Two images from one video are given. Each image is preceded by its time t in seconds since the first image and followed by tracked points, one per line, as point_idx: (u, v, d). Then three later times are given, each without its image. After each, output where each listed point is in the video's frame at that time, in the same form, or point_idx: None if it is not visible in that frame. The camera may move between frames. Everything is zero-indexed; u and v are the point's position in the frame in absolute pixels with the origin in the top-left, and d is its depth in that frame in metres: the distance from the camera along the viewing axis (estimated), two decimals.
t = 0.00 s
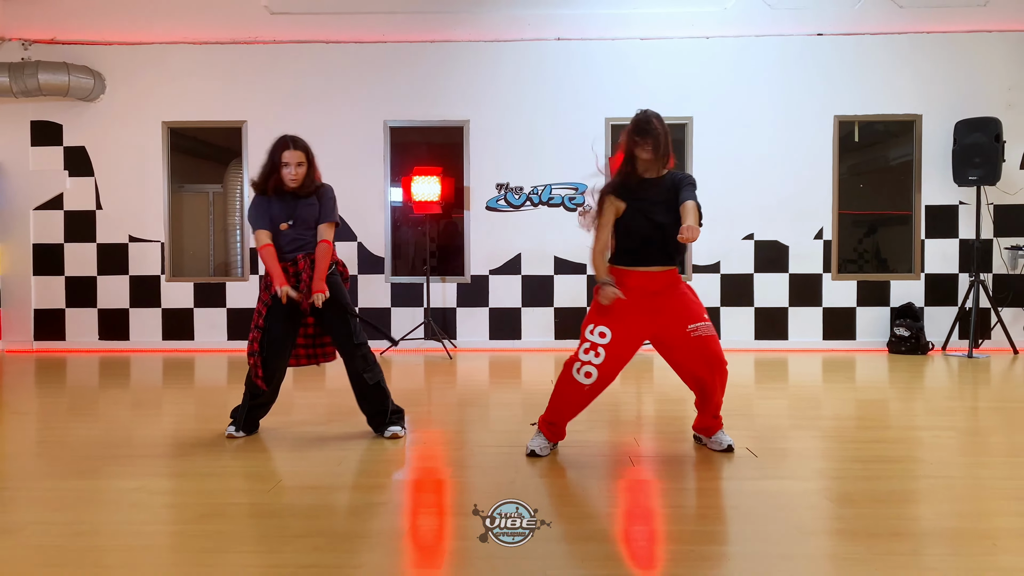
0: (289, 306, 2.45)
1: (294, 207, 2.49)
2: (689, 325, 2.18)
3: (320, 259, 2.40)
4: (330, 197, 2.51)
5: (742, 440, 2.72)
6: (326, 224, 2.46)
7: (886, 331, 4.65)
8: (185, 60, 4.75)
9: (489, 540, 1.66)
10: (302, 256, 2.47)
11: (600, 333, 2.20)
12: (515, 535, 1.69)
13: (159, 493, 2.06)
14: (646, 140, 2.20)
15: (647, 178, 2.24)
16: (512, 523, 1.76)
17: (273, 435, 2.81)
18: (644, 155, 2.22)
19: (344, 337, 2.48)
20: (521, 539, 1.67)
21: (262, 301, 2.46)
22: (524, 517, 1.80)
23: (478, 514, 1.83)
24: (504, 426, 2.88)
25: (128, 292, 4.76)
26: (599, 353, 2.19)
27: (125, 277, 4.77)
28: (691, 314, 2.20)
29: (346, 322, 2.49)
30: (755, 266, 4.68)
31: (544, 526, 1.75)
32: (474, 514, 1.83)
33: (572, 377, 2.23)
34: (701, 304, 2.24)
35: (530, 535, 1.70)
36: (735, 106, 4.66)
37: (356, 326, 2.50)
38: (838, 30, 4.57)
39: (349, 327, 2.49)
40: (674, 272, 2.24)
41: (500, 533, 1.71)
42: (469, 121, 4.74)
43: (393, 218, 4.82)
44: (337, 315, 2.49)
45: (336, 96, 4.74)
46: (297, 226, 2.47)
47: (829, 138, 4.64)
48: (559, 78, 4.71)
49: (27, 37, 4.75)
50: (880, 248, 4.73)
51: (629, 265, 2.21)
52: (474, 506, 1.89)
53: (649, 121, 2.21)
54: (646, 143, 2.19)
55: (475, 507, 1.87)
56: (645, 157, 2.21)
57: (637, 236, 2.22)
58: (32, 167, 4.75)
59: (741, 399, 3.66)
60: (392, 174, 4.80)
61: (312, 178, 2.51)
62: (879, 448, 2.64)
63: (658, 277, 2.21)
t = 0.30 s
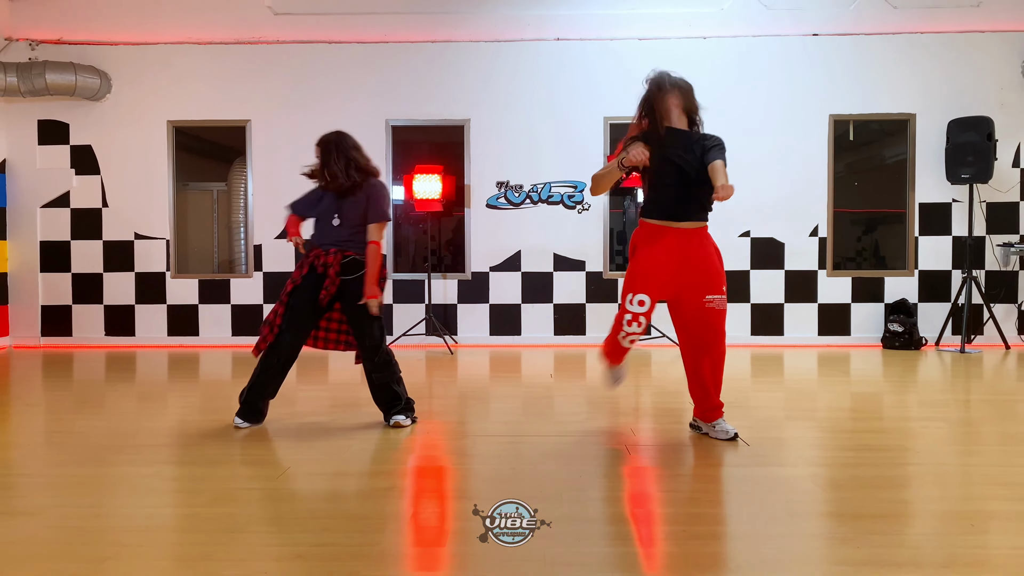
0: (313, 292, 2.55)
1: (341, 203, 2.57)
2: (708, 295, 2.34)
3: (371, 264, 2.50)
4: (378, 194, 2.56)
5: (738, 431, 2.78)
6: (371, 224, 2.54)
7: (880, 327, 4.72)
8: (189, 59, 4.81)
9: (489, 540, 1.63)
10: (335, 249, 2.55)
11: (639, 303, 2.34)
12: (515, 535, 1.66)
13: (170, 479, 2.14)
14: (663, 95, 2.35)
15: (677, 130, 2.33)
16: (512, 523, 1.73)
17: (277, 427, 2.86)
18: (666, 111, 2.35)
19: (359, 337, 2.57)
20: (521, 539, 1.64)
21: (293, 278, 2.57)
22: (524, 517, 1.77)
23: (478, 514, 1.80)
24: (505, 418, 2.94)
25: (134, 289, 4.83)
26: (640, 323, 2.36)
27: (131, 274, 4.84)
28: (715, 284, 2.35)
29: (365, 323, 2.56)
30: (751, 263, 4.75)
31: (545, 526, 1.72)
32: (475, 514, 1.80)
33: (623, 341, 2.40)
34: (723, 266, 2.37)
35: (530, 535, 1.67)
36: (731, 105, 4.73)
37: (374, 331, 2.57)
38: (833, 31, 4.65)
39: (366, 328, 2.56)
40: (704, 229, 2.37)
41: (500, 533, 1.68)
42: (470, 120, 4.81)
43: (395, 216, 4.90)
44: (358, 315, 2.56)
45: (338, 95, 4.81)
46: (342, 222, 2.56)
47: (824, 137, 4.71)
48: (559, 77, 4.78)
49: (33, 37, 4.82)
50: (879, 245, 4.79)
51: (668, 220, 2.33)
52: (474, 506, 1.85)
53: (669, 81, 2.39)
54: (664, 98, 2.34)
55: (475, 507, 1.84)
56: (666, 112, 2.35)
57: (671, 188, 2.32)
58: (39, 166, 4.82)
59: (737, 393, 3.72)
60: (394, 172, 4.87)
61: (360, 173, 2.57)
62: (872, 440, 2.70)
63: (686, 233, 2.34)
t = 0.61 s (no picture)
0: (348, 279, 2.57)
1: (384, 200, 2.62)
2: (699, 299, 2.41)
3: (410, 257, 2.58)
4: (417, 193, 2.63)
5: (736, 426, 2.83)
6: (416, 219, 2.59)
7: (876, 323, 4.77)
8: (193, 59, 4.86)
9: (489, 540, 1.62)
10: (375, 241, 2.58)
11: (641, 297, 2.48)
12: (515, 535, 1.65)
13: (180, 470, 2.19)
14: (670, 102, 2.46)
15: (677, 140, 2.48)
16: (512, 523, 1.72)
17: (282, 422, 2.91)
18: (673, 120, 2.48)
19: (388, 330, 2.61)
20: (521, 539, 1.63)
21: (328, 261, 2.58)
22: (524, 517, 1.76)
23: (477, 514, 1.78)
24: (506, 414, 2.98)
25: (138, 286, 4.88)
26: (648, 314, 2.50)
27: (135, 271, 4.89)
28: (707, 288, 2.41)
29: (396, 317, 2.61)
30: (749, 261, 4.80)
31: (545, 526, 1.71)
32: (474, 514, 1.78)
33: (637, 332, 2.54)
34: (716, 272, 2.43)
35: (530, 536, 1.65)
36: (730, 104, 4.78)
37: (404, 326, 2.61)
38: (830, 30, 4.70)
39: (397, 322, 2.60)
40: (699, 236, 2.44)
41: (500, 533, 1.66)
42: (471, 119, 4.86)
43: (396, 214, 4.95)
44: (391, 307, 2.62)
45: (340, 94, 4.86)
46: (385, 217, 2.61)
47: (821, 136, 4.76)
48: (558, 76, 4.82)
49: (38, 37, 4.87)
50: (878, 243, 4.83)
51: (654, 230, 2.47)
52: (474, 506, 1.83)
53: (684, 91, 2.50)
54: (671, 103, 2.44)
55: (475, 507, 1.81)
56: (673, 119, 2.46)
57: (663, 193, 2.44)
58: (44, 164, 4.87)
59: (735, 390, 3.77)
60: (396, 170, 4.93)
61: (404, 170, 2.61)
62: (867, 434, 2.74)
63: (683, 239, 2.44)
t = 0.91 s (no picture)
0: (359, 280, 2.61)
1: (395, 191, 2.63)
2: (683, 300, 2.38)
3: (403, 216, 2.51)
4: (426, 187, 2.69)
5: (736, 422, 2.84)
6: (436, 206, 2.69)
7: (876, 320, 4.79)
8: (194, 57, 4.88)
9: (489, 541, 1.61)
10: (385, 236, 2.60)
11: (603, 326, 2.35)
12: (515, 535, 1.64)
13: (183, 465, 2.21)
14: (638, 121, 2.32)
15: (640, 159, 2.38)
16: (512, 523, 1.71)
17: (284, 418, 2.92)
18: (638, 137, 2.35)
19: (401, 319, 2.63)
20: (521, 539, 1.62)
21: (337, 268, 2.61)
22: (524, 517, 1.74)
23: (477, 515, 1.77)
24: (507, 410, 3.00)
25: (140, 283, 4.90)
26: (605, 345, 2.37)
27: (137, 268, 4.90)
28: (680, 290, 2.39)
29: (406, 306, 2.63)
30: (749, 258, 4.82)
31: (545, 526, 1.69)
32: (474, 514, 1.76)
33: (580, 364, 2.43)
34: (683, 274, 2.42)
35: (530, 536, 1.64)
36: (730, 101, 4.79)
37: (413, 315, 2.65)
38: (830, 28, 4.71)
39: (407, 310, 2.63)
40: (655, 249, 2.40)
41: (500, 533, 1.65)
42: (471, 117, 4.87)
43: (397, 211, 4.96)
44: (400, 299, 2.63)
45: (341, 92, 4.87)
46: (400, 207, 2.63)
47: (821, 133, 4.77)
48: (559, 73, 4.84)
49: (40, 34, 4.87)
50: (878, 240, 4.86)
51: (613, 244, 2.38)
52: (474, 506, 1.82)
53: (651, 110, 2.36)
54: (636, 124, 2.32)
55: (475, 508, 1.80)
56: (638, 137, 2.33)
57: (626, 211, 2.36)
58: (46, 162, 4.88)
59: (734, 386, 3.79)
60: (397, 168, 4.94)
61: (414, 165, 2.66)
62: (866, 430, 2.76)
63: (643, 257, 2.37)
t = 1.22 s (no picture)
0: (339, 284, 2.54)
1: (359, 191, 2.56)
2: (641, 292, 2.41)
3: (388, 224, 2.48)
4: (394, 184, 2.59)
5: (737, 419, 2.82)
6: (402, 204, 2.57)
7: (878, 317, 4.76)
8: (193, 52, 4.85)
9: (488, 541, 1.58)
10: (355, 236, 2.52)
11: (583, 320, 2.37)
12: (515, 535, 1.61)
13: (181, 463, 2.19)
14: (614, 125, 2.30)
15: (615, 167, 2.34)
16: (512, 523, 1.68)
17: (283, 416, 2.89)
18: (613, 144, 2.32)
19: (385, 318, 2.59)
20: (521, 539, 1.59)
21: (317, 275, 2.54)
22: (524, 517, 1.71)
23: (477, 514, 1.74)
24: (507, 408, 2.97)
25: (138, 280, 4.88)
26: (589, 340, 2.38)
27: (136, 265, 4.88)
28: (642, 282, 2.43)
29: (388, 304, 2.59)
30: (751, 255, 4.79)
31: (545, 526, 1.67)
32: (474, 514, 1.74)
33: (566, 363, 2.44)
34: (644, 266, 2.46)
35: (530, 535, 1.61)
36: (731, 97, 4.77)
37: (397, 314, 2.61)
38: (832, 23, 4.68)
39: (390, 310, 2.59)
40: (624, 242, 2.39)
41: (500, 533, 1.63)
42: (471, 113, 4.85)
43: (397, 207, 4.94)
44: (383, 299, 2.59)
45: (340, 88, 4.85)
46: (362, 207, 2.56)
47: (822, 129, 4.75)
48: (560, 68, 4.81)
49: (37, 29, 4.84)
50: (878, 236, 4.84)
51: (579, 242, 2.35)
52: (474, 506, 1.79)
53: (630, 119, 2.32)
54: (612, 127, 2.30)
55: (475, 507, 1.77)
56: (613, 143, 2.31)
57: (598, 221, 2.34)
58: (44, 158, 4.85)
59: (735, 383, 3.77)
60: (396, 164, 4.92)
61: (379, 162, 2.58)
62: (868, 428, 2.74)
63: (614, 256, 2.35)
